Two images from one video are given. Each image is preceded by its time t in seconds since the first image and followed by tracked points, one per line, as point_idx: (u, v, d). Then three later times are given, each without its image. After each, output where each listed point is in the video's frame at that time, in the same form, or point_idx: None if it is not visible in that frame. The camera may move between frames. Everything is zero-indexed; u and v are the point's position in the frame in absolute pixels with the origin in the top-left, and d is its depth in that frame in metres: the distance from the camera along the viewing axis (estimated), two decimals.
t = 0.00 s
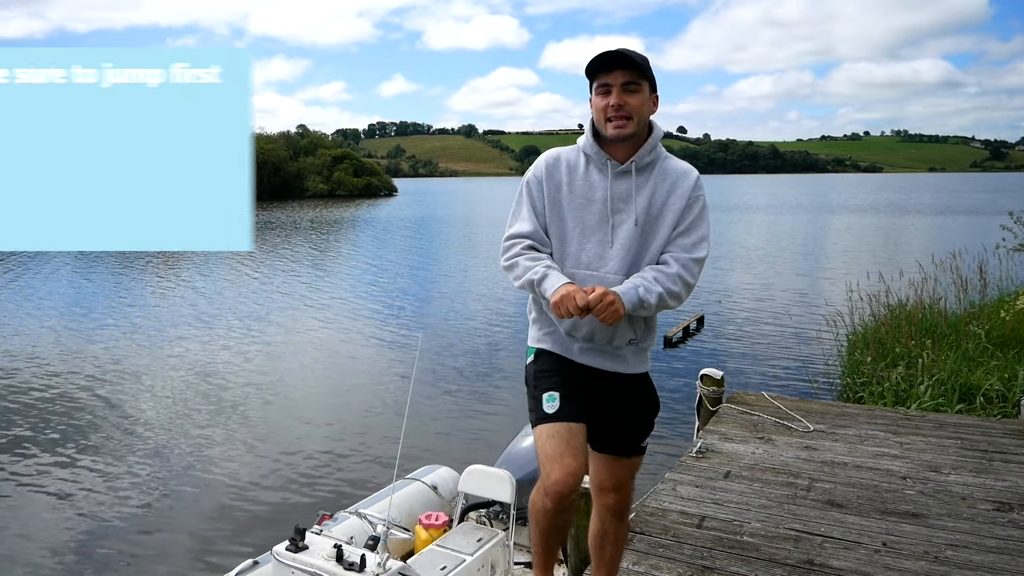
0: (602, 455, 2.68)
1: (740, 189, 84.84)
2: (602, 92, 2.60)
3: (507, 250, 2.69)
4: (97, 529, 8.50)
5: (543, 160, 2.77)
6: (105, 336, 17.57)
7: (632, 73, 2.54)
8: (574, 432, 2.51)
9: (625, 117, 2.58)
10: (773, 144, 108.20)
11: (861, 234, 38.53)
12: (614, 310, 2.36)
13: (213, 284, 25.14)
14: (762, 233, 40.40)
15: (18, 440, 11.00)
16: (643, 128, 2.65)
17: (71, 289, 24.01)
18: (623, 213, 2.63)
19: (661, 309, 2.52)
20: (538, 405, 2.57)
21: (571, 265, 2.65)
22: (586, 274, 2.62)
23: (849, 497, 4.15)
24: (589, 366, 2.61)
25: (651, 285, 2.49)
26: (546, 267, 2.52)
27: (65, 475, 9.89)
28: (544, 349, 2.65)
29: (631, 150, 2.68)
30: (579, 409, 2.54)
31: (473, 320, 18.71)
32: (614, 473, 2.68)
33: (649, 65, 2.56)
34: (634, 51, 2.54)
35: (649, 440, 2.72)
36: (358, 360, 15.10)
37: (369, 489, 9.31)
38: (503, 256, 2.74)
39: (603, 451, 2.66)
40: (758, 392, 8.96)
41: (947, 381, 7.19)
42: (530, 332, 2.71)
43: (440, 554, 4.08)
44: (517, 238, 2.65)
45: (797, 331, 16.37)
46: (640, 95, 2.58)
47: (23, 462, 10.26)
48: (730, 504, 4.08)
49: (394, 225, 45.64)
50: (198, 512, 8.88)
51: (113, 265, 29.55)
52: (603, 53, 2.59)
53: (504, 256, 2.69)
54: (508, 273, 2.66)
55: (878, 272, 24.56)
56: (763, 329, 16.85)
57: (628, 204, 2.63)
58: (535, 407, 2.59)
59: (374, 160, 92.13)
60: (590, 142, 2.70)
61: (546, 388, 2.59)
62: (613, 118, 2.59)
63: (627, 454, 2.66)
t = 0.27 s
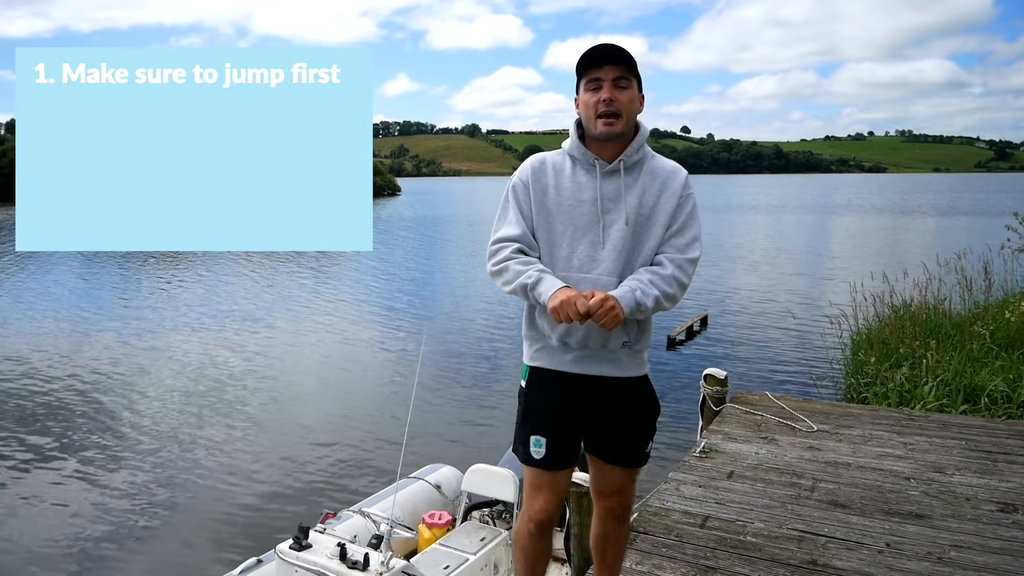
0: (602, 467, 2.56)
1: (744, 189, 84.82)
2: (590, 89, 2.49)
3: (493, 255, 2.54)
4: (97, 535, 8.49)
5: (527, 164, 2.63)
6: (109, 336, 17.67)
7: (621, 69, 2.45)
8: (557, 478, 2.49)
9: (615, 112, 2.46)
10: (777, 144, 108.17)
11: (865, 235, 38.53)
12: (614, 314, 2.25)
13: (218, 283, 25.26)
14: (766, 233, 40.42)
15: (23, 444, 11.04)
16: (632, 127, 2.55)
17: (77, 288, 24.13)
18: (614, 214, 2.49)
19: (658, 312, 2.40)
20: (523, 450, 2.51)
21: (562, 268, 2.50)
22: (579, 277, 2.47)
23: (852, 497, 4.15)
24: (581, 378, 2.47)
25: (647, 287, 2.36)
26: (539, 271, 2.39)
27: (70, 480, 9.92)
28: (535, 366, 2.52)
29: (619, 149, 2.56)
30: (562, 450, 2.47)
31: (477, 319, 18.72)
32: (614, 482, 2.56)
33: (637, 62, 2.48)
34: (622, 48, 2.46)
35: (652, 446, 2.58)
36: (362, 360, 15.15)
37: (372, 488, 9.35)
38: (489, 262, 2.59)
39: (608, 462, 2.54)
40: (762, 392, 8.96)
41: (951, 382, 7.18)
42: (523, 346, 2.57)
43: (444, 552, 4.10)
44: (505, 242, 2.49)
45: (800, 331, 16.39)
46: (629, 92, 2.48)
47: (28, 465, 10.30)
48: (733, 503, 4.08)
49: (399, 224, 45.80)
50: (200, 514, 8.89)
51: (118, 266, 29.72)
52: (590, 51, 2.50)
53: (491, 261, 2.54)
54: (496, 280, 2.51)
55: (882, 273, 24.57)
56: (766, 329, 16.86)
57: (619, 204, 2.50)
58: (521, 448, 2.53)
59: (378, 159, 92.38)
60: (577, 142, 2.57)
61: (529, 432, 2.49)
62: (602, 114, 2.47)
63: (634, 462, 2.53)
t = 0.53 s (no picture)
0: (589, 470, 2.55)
1: (748, 188, 84.67)
2: (566, 88, 2.47)
3: (467, 258, 2.54)
4: (94, 546, 8.46)
5: (503, 165, 2.62)
6: (114, 336, 17.76)
7: (598, 69, 2.42)
8: (540, 484, 2.52)
9: (591, 113, 2.44)
10: (781, 143, 107.94)
11: (869, 234, 38.45)
12: (585, 319, 2.23)
13: (221, 283, 25.33)
14: (770, 233, 40.35)
15: (28, 450, 11.12)
16: (609, 127, 2.53)
17: (81, 288, 24.20)
18: (589, 216, 2.48)
19: (634, 314, 2.39)
20: (505, 457, 2.53)
21: (537, 271, 2.50)
22: (554, 280, 2.47)
23: (856, 496, 4.14)
24: (560, 384, 2.47)
25: (622, 290, 2.34)
26: (511, 275, 2.39)
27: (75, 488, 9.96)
28: (515, 371, 2.53)
29: (595, 149, 2.54)
30: (543, 458, 2.49)
31: (480, 317, 18.71)
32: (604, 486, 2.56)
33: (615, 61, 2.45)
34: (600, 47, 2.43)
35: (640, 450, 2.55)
36: (365, 360, 15.20)
37: (374, 488, 9.39)
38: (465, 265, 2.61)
39: (595, 468, 2.53)
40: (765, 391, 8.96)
41: (955, 381, 7.16)
42: (504, 350, 2.59)
43: (448, 551, 4.10)
44: (478, 245, 2.50)
45: (803, 330, 16.38)
46: (607, 91, 2.46)
47: (34, 473, 10.35)
48: (737, 502, 4.08)
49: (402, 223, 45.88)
50: (203, 523, 8.90)
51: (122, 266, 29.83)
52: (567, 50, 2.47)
53: (464, 264, 2.55)
54: (470, 283, 2.52)
55: (886, 272, 24.52)
56: (770, 328, 16.86)
57: (594, 205, 2.48)
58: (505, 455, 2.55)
59: (380, 158, 92.40)
60: (553, 143, 2.56)
61: (509, 440, 2.51)
62: (579, 113, 2.44)
63: (622, 468, 2.52)
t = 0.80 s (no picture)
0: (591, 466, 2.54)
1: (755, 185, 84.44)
2: (553, 87, 2.47)
3: (458, 261, 2.56)
4: (103, 564, 8.55)
5: (492, 165, 2.63)
6: (123, 338, 17.92)
7: (584, 67, 2.42)
8: (544, 482, 2.53)
9: (579, 112, 2.44)
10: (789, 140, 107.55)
11: (878, 232, 38.30)
12: (575, 323, 2.23)
13: (228, 282, 25.48)
14: (778, 231, 40.23)
15: (40, 458, 11.28)
16: (597, 124, 2.52)
17: (90, 288, 24.40)
18: (579, 215, 2.48)
19: (628, 313, 2.38)
20: (508, 456, 2.55)
21: (529, 272, 2.51)
22: (546, 281, 2.47)
23: (865, 495, 4.13)
24: (556, 385, 2.47)
25: (614, 288, 2.34)
26: (500, 279, 2.40)
27: (86, 500, 10.05)
28: (513, 372, 2.54)
29: (584, 147, 2.53)
30: (543, 457, 2.50)
31: (486, 317, 18.70)
32: (605, 483, 2.53)
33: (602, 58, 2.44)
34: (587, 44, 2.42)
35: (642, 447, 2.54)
36: (372, 362, 15.28)
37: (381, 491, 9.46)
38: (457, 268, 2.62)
39: (599, 465, 2.51)
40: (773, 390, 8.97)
41: (964, 380, 7.14)
42: (501, 351, 2.60)
43: (454, 549, 4.12)
44: (469, 248, 2.51)
45: (811, 329, 16.35)
46: (594, 89, 2.45)
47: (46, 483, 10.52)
48: (745, 501, 4.07)
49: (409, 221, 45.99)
50: (211, 531, 9.02)
51: (131, 266, 30.03)
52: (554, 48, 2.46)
53: (456, 267, 2.57)
54: (462, 287, 2.54)
55: (894, 270, 24.41)
56: (777, 327, 16.83)
57: (583, 204, 2.48)
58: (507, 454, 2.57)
59: (387, 157, 92.58)
60: (541, 142, 2.56)
61: (511, 440, 2.54)
62: (567, 113, 2.44)
63: (628, 465, 2.50)
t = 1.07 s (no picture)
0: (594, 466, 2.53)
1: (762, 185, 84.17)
2: (568, 90, 2.47)
3: (475, 260, 2.56)
4: (112, 566, 8.59)
5: (507, 166, 2.62)
6: (132, 339, 18.05)
7: (600, 71, 2.42)
8: (554, 481, 2.52)
9: (595, 115, 2.44)
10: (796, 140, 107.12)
11: (886, 233, 38.09)
12: (596, 302, 2.24)
13: (236, 282, 25.59)
14: (786, 232, 40.06)
15: (50, 460, 11.39)
16: (613, 126, 2.52)
17: (99, 289, 24.56)
18: (596, 217, 2.48)
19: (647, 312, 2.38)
20: (518, 453, 2.55)
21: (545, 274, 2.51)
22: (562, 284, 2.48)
23: (874, 497, 4.11)
24: (570, 385, 2.48)
25: (634, 286, 2.34)
26: (519, 266, 2.40)
27: (96, 501, 10.14)
28: (525, 372, 2.54)
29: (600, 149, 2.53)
30: (554, 455, 2.50)
31: (493, 317, 18.71)
32: (609, 481, 2.53)
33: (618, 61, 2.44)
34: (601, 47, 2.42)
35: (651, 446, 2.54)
36: (379, 364, 15.33)
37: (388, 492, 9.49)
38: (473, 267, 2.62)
39: (604, 465, 2.51)
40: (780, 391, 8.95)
41: (974, 381, 7.10)
42: (515, 351, 2.61)
43: (462, 549, 4.12)
44: (486, 246, 2.52)
45: (818, 330, 16.29)
46: (609, 92, 2.45)
47: (57, 485, 10.63)
48: (753, 502, 4.06)
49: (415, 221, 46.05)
50: (219, 533, 9.09)
51: (139, 266, 30.19)
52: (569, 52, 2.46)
53: (472, 266, 2.57)
54: (478, 284, 2.54)
55: (902, 271, 24.28)
56: (784, 328, 16.77)
57: (600, 207, 2.48)
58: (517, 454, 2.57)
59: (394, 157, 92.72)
60: (557, 144, 2.56)
61: (521, 437, 2.54)
62: (583, 116, 2.45)
63: (632, 465, 2.50)
